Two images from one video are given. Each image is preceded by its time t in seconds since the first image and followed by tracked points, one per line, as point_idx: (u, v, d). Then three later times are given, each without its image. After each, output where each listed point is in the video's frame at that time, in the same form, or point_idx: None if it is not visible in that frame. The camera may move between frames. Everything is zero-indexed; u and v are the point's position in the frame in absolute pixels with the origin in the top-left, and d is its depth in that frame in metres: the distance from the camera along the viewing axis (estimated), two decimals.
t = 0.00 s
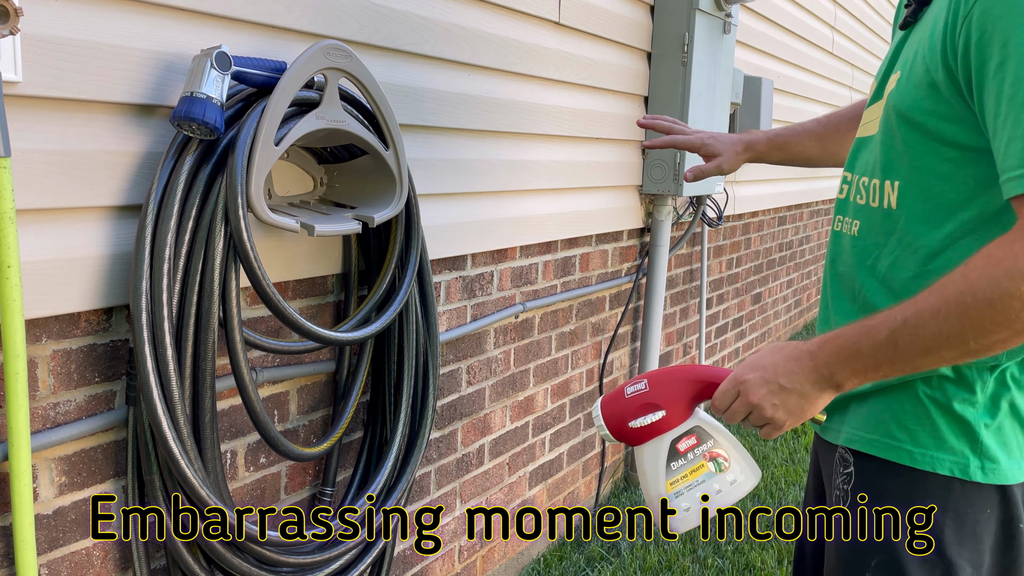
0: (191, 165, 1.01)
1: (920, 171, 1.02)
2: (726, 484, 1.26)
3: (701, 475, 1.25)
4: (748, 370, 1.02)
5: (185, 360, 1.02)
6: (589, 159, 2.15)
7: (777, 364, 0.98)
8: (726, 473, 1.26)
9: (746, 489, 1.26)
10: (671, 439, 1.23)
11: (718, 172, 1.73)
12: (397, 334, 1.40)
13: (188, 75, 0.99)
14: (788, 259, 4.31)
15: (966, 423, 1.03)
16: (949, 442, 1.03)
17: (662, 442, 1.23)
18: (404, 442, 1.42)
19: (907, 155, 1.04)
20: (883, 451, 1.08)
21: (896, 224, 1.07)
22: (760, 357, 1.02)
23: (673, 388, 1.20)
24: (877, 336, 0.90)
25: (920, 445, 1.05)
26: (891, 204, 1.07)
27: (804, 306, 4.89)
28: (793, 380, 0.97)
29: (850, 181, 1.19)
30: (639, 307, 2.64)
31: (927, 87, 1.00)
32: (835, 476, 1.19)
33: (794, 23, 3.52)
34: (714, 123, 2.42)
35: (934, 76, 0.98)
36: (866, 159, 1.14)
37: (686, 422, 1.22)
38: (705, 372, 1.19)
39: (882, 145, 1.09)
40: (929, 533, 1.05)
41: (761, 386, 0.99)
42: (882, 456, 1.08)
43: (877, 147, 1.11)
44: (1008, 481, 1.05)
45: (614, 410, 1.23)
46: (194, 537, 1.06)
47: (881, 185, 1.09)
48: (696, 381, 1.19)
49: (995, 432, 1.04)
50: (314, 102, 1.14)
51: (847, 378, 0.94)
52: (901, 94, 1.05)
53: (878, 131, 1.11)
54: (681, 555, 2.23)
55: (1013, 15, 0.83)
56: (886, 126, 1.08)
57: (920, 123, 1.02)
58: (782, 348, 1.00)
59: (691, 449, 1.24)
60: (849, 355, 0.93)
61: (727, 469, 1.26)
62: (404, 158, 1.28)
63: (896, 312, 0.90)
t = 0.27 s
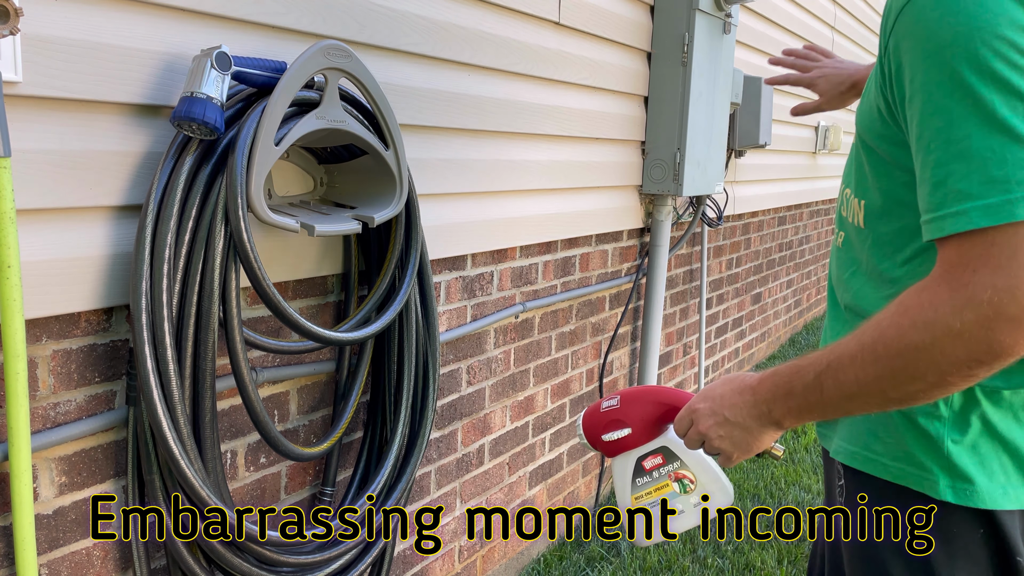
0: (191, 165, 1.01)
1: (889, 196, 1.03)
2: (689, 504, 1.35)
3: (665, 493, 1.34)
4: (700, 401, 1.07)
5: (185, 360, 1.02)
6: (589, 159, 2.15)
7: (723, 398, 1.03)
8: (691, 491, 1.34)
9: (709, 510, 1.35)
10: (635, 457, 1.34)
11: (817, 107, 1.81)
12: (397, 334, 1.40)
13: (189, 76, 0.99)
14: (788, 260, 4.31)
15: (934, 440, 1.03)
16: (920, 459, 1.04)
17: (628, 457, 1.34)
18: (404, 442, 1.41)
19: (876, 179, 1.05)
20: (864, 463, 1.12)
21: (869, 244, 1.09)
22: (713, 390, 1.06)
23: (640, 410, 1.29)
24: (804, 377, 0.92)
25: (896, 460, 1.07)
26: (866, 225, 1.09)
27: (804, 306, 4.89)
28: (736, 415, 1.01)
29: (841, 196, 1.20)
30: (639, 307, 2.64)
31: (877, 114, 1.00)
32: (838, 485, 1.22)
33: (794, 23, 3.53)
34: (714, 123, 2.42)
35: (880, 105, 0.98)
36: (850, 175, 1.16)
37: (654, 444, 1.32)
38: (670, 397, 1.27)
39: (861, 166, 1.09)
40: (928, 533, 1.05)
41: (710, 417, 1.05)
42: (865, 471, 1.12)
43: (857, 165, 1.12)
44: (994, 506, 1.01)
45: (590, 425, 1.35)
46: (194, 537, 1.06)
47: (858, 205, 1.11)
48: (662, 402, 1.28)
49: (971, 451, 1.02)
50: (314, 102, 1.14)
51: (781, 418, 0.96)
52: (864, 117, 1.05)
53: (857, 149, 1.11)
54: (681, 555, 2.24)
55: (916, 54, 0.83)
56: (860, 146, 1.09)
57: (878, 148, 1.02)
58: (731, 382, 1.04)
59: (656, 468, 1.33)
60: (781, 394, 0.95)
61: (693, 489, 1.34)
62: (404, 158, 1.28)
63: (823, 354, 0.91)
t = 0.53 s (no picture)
0: (191, 165, 1.01)
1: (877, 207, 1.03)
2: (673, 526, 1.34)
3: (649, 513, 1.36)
4: (682, 418, 1.08)
5: (185, 360, 1.02)
6: (589, 159, 2.15)
7: (703, 415, 1.04)
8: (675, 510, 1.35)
9: (701, 528, 1.34)
10: (619, 476, 1.36)
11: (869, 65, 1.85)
12: (397, 334, 1.40)
13: (189, 75, 0.99)
14: (788, 260, 4.31)
15: (921, 452, 1.04)
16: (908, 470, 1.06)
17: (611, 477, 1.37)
18: (404, 442, 1.41)
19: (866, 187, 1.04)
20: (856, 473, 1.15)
21: (861, 251, 1.08)
22: (693, 407, 1.07)
23: (623, 428, 1.32)
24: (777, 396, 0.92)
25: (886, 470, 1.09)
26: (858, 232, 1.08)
27: (804, 306, 4.89)
28: (715, 432, 1.01)
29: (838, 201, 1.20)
30: (639, 307, 2.64)
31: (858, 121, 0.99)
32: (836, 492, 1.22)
33: (794, 23, 3.53)
34: (714, 123, 2.42)
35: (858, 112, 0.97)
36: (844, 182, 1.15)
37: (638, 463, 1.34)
38: (654, 414, 1.30)
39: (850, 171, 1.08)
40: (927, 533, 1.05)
41: (690, 435, 1.06)
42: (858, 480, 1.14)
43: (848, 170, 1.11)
44: (982, 522, 1.01)
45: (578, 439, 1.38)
46: (194, 537, 1.06)
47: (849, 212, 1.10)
48: (646, 420, 1.31)
49: (958, 464, 1.02)
50: (314, 102, 1.14)
51: (759, 436, 0.97)
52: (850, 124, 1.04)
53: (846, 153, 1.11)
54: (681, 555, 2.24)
55: (878, 64, 0.81)
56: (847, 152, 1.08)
57: (864, 156, 1.02)
58: (710, 399, 1.05)
59: (639, 487, 1.35)
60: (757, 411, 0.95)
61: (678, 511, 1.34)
62: (404, 158, 1.28)
63: (797, 369, 0.91)
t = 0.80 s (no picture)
0: (191, 165, 1.01)
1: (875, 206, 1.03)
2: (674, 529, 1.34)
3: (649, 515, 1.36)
4: (679, 419, 1.09)
5: (185, 360, 1.02)
6: (589, 159, 2.15)
7: (701, 415, 1.04)
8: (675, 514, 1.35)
9: (701, 531, 1.33)
10: (618, 479, 1.36)
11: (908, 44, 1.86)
12: (397, 334, 1.40)
13: (189, 75, 0.99)
14: (787, 260, 4.31)
15: (924, 456, 1.04)
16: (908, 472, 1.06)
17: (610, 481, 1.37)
18: (404, 442, 1.41)
19: (863, 186, 1.04)
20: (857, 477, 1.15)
21: (861, 251, 1.08)
22: (692, 408, 1.08)
23: (620, 431, 1.32)
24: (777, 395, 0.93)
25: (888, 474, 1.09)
26: (858, 230, 1.08)
27: (804, 306, 4.89)
28: (713, 433, 1.02)
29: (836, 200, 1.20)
30: (639, 307, 2.64)
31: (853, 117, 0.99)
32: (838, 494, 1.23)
33: (794, 23, 3.53)
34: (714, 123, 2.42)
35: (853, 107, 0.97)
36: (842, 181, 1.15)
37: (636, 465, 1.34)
38: (650, 415, 1.31)
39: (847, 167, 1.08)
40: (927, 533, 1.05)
41: (688, 436, 1.06)
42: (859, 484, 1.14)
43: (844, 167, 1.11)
44: (984, 525, 1.01)
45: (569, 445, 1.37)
46: (194, 537, 1.06)
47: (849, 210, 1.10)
48: (643, 422, 1.31)
49: (961, 467, 1.02)
50: (314, 102, 1.14)
51: (758, 437, 0.97)
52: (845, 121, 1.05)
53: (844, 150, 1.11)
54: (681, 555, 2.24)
55: (870, 57, 0.82)
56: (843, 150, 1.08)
57: (860, 153, 1.02)
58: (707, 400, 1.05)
59: (639, 490, 1.35)
60: (755, 412, 0.96)
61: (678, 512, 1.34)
62: (404, 158, 1.28)
63: (797, 367, 0.91)
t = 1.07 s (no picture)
0: (191, 165, 1.01)
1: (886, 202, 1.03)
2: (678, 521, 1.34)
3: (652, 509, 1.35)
4: (683, 412, 1.09)
5: (185, 360, 1.02)
6: (589, 159, 2.15)
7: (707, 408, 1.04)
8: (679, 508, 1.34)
9: (700, 526, 1.34)
10: (620, 471, 1.36)
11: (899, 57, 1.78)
12: (397, 335, 1.40)
13: (189, 75, 0.99)
14: (788, 260, 4.31)
15: (938, 458, 1.03)
16: (919, 474, 1.05)
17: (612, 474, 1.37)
18: (404, 442, 1.41)
19: (874, 179, 1.04)
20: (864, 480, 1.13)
21: (869, 249, 1.07)
22: (696, 400, 1.08)
23: (621, 423, 1.32)
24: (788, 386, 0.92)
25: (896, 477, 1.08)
26: (866, 225, 1.08)
27: (804, 306, 4.89)
28: (720, 424, 1.02)
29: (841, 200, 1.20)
30: (639, 307, 2.64)
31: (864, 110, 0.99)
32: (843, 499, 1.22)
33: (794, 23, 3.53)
34: (714, 123, 2.42)
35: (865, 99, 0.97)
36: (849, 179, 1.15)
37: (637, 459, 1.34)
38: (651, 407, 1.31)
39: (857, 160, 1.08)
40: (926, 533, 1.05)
41: (693, 429, 1.06)
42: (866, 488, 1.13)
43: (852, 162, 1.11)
44: (999, 527, 1.00)
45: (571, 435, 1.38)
46: (194, 537, 1.06)
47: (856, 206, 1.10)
48: (644, 413, 1.31)
49: (974, 468, 1.02)
50: (314, 102, 1.14)
51: (766, 428, 0.97)
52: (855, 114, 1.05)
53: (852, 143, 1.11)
54: (681, 555, 2.24)
55: (890, 47, 0.82)
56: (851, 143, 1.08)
57: (871, 148, 1.02)
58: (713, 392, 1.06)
59: (642, 483, 1.36)
60: (765, 403, 0.96)
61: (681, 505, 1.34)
62: (404, 158, 1.28)
63: (809, 359, 0.91)
